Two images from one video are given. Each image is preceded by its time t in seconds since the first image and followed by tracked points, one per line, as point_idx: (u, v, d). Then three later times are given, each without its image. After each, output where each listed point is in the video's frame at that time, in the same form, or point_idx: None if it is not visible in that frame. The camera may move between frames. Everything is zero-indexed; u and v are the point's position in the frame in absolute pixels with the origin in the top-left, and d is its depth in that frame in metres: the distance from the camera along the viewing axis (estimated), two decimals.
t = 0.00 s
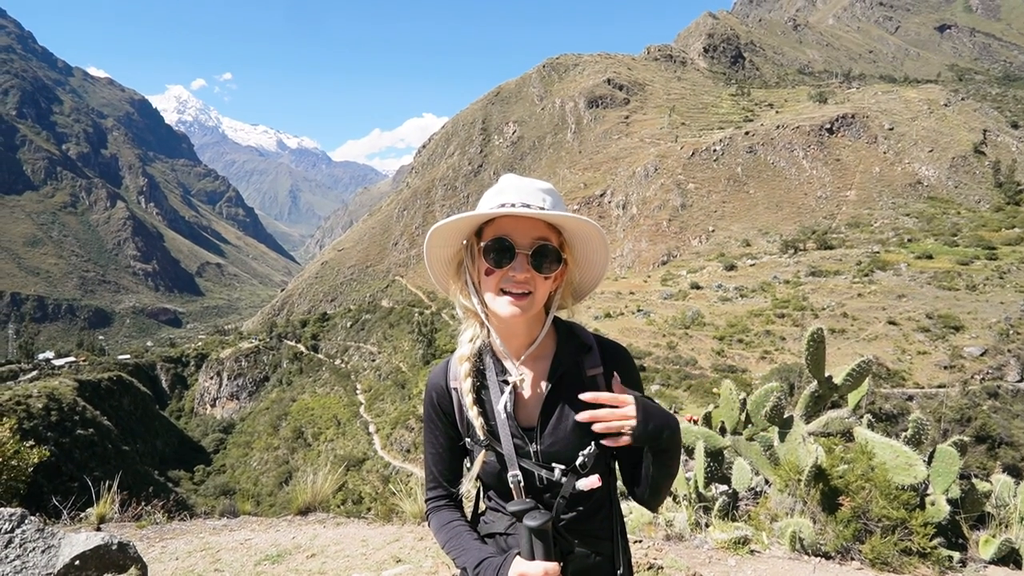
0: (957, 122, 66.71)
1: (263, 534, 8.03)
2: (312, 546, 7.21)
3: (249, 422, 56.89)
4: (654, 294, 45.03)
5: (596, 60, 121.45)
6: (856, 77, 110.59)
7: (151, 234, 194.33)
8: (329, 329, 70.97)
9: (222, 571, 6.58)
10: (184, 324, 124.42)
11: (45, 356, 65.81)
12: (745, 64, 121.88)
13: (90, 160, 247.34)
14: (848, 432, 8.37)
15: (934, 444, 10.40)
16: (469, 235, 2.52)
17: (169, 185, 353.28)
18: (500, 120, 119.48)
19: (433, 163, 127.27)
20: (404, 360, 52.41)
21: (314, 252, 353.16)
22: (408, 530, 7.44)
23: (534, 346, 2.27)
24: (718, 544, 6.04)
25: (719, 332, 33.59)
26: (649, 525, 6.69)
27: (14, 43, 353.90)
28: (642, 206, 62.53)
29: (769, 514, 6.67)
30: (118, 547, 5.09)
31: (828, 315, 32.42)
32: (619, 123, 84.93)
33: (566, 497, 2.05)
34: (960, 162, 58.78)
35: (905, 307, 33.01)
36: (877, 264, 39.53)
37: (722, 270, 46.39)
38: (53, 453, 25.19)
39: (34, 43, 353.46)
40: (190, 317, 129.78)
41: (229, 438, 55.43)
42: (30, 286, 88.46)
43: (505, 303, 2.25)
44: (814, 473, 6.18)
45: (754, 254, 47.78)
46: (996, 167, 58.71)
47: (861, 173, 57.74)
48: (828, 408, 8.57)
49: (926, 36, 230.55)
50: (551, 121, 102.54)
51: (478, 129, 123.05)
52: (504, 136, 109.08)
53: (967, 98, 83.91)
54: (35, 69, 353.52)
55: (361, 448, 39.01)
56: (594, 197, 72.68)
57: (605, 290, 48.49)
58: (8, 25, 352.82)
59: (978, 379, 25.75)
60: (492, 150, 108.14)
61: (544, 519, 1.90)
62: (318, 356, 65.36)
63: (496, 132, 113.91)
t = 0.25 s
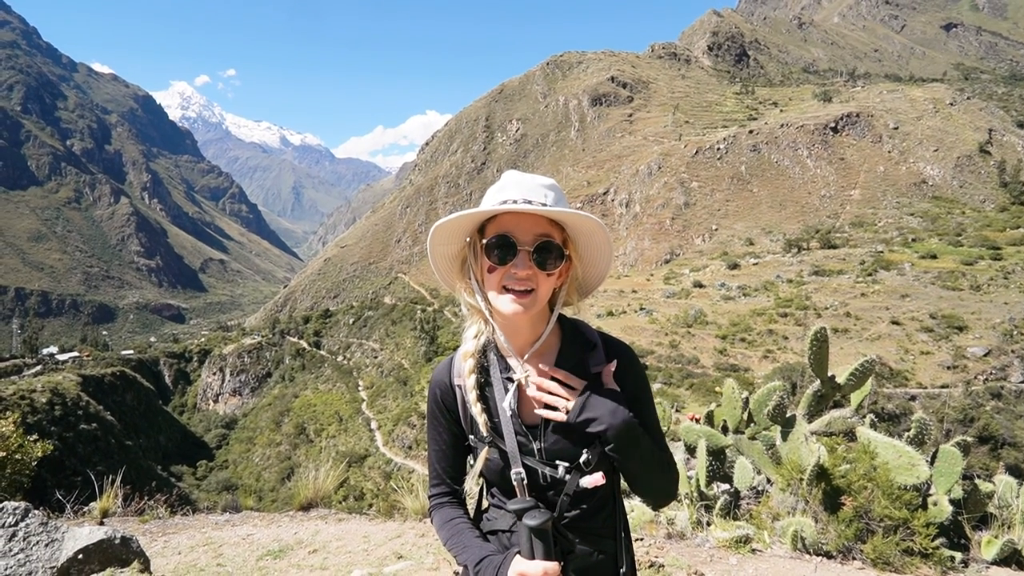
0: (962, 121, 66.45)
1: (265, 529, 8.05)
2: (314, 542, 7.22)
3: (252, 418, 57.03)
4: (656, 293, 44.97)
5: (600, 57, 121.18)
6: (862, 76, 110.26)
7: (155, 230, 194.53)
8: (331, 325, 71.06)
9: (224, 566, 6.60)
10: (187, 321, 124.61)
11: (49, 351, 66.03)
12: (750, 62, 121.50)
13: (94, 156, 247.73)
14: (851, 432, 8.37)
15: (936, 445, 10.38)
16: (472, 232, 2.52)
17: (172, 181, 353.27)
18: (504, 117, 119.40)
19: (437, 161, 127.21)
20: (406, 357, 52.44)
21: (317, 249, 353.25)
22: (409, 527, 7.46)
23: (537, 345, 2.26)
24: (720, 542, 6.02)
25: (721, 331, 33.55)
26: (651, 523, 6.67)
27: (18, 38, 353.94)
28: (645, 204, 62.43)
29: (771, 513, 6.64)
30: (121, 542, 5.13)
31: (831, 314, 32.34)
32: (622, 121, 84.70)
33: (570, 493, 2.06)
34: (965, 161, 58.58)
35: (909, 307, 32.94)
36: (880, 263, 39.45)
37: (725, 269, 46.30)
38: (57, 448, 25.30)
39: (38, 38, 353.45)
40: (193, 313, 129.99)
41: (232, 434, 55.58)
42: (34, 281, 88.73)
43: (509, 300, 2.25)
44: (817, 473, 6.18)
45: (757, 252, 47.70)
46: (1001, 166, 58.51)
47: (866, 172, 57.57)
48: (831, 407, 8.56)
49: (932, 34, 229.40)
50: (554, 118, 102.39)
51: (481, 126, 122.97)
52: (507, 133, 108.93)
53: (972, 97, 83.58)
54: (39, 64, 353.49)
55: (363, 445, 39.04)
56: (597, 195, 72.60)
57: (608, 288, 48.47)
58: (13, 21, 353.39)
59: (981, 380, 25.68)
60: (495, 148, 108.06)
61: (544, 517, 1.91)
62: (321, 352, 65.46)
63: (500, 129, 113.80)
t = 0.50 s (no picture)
0: (960, 120, 66.53)
1: (265, 532, 8.04)
2: (314, 544, 7.20)
3: (251, 420, 56.97)
4: (656, 293, 45.00)
5: (598, 57, 121.24)
6: (860, 76, 110.39)
7: (154, 232, 194.38)
8: (331, 327, 71.02)
9: (223, 569, 6.57)
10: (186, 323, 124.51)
11: (48, 354, 65.90)
12: (748, 62, 121.64)
13: (92, 159, 247.48)
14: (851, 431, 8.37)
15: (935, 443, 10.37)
16: (471, 234, 2.51)
17: (171, 183, 353.25)
18: (502, 118, 119.50)
19: (435, 162, 127.41)
20: (405, 358, 52.41)
21: (316, 250, 353.03)
22: (409, 528, 7.44)
23: (537, 346, 2.24)
24: (720, 542, 6.02)
25: (721, 331, 33.56)
26: (651, 524, 6.66)
27: (17, 41, 354.16)
28: (644, 205, 62.44)
29: (771, 512, 6.63)
30: (121, 544, 5.12)
31: (830, 313, 32.36)
32: (621, 121, 84.68)
33: (570, 494, 2.06)
34: (963, 160, 58.68)
35: (908, 305, 32.98)
36: (879, 262, 39.52)
37: (724, 268, 46.33)
38: (56, 451, 25.24)
39: (36, 41, 353.43)
40: (192, 315, 129.87)
41: (231, 436, 55.50)
42: (32, 284, 88.54)
43: (506, 303, 2.25)
44: (816, 473, 6.20)
45: (756, 252, 47.71)
46: (999, 165, 58.61)
47: (864, 171, 57.63)
48: (831, 407, 8.56)
49: (930, 34, 229.77)
50: (553, 119, 102.46)
51: (479, 127, 122.95)
52: (506, 134, 108.97)
53: (970, 96, 83.66)
54: (37, 67, 353.30)
55: (363, 447, 38.99)
56: (596, 195, 72.69)
57: (607, 288, 48.46)
58: (11, 24, 353.32)
59: (980, 378, 25.71)
60: (494, 149, 108.06)
61: (543, 519, 1.91)
62: (320, 354, 65.42)
63: (498, 130, 113.84)
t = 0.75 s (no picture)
0: (960, 119, 66.51)
1: (264, 531, 8.04)
2: (313, 543, 7.21)
3: (251, 419, 56.99)
4: (655, 292, 45.03)
5: (597, 56, 121.19)
6: (860, 75, 110.40)
7: (153, 231, 194.21)
8: (330, 326, 71.02)
9: (223, 568, 6.57)
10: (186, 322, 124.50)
11: (48, 353, 65.87)
12: (747, 61, 121.63)
13: (91, 158, 246.98)
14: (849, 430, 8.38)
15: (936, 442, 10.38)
16: (470, 233, 2.51)
17: (170, 182, 353.10)
18: (502, 117, 119.48)
19: (435, 161, 127.43)
20: (405, 357, 52.40)
21: (315, 249, 352.98)
22: (408, 527, 7.45)
23: (535, 343, 2.24)
24: (720, 542, 6.02)
25: (720, 330, 33.60)
26: (650, 523, 6.66)
27: (16, 40, 353.83)
28: (644, 204, 62.43)
29: (770, 512, 6.65)
30: (121, 543, 5.11)
31: (830, 312, 32.38)
32: (621, 120, 84.63)
33: (570, 491, 2.06)
34: (963, 159, 58.71)
35: (907, 305, 32.99)
36: (879, 262, 39.56)
37: (724, 268, 46.38)
38: (56, 450, 25.24)
39: (36, 40, 353.16)
40: (192, 314, 129.85)
41: (231, 435, 55.54)
42: (32, 283, 88.46)
43: (506, 300, 2.25)
44: (815, 472, 6.21)
45: (756, 252, 47.73)
46: (999, 165, 58.62)
47: (863, 171, 57.67)
48: (829, 406, 8.57)
49: (930, 34, 229.68)
50: (553, 118, 102.43)
51: (479, 126, 122.89)
52: (506, 133, 109.03)
53: (970, 96, 83.68)
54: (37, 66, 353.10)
55: (362, 445, 39.00)
56: (596, 194, 72.69)
57: (607, 287, 48.49)
58: (10, 23, 353.14)
59: (978, 378, 25.74)
60: (494, 148, 108.12)
61: (543, 517, 1.91)
62: (320, 353, 65.44)
63: (498, 129, 113.81)
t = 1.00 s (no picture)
0: (964, 117, 66.19)
1: (266, 527, 8.04)
2: (316, 539, 7.23)
3: (253, 415, 57.11)
4: (657, 290, 44.96)
5: (600, 53, 120.82)
6: (863, 72, 109.92)
7: (155, 228, 194.46)
8: (332, 323, 71.11)
9: (226, 564, 6.60)
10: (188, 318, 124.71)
11: (50, 349, 66.06)
12: (751, 58, 121.12)
13: (93, 154, 247.27)
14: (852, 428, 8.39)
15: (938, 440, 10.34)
16: (474, 228, 2.52)
17: (172, 178, 353.39)
18: (504, 114, 119.27)
19: (437, 158, 127.29)
20: (406, 354, 52.48)
21: (317, 246, 353.23)
22: (410, 523, 7.46)
23: (537, 340, 2.24)
24: (721, 539, 6.03)
25: (722, 328, 33.58)
26: (652, 520, 6.68)
27: (18, 36, 354.01)
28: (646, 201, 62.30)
29: (772, 509, 6.65)
30: (123, 539, 5.09)
31: (832, 310, 32.31)
32: (623, 117, 84.34)
33: (572, 489, 2.06)
34: (967, 157, 58.45)
35: (910, 303, 32.92)
36: (882, 260, 39.46)
37: (726, 266, 46.30)
38: (59, 446, 25.33)
39: (38, 36, 353.35)
40: (194, 311, 130.05)
41: (233, 431, 55.69)
42: (34, 279, 88.61)
43: (511, 296, 2.24)
44: (817, 470, 6.20)
45: (758, 249, 47.65)
46: (1003, 162, 58.34)
47: (867, 169, 57.47)
48: (832, 404, 8.56)
49: (934, 30, 228.67)
50: (555, 115, 102.21)
51: (481, 123, 122.67)
52: (508, 130, 108.85)
53: (974, 93, 83.24)
54: (39, 62, 353.48)
55: (364, 442, 39.04)
56: (598, 192, 72.57)
57: (609, 285, 48.44)
58: (12, 19, 353.15)
59: (981, 376, 25.69)
60: (496, 145, 107.93)
61: (546, 512, 1.90)
62: (321, 350, 65.53)
63: (500, 126, 113.59)
